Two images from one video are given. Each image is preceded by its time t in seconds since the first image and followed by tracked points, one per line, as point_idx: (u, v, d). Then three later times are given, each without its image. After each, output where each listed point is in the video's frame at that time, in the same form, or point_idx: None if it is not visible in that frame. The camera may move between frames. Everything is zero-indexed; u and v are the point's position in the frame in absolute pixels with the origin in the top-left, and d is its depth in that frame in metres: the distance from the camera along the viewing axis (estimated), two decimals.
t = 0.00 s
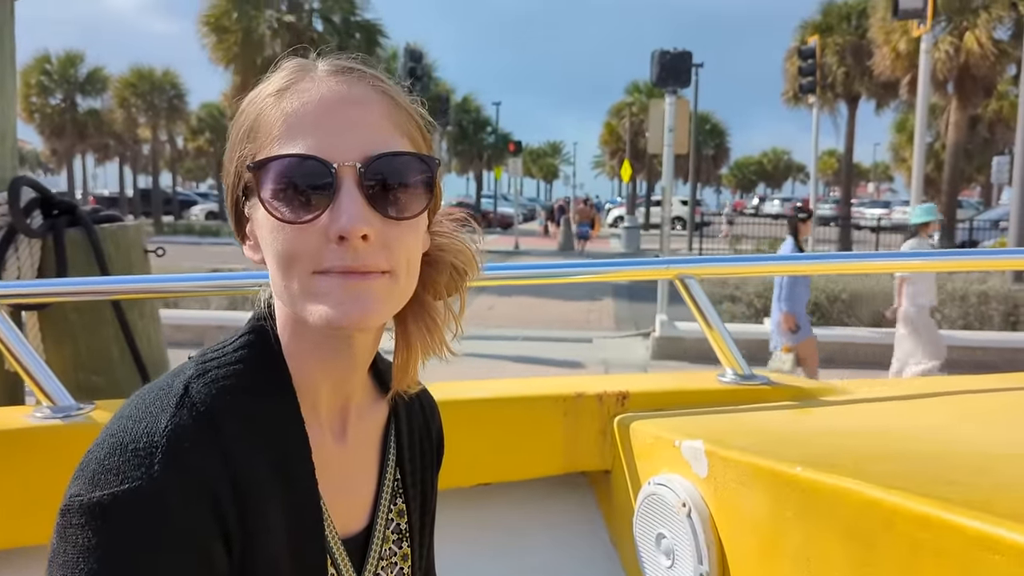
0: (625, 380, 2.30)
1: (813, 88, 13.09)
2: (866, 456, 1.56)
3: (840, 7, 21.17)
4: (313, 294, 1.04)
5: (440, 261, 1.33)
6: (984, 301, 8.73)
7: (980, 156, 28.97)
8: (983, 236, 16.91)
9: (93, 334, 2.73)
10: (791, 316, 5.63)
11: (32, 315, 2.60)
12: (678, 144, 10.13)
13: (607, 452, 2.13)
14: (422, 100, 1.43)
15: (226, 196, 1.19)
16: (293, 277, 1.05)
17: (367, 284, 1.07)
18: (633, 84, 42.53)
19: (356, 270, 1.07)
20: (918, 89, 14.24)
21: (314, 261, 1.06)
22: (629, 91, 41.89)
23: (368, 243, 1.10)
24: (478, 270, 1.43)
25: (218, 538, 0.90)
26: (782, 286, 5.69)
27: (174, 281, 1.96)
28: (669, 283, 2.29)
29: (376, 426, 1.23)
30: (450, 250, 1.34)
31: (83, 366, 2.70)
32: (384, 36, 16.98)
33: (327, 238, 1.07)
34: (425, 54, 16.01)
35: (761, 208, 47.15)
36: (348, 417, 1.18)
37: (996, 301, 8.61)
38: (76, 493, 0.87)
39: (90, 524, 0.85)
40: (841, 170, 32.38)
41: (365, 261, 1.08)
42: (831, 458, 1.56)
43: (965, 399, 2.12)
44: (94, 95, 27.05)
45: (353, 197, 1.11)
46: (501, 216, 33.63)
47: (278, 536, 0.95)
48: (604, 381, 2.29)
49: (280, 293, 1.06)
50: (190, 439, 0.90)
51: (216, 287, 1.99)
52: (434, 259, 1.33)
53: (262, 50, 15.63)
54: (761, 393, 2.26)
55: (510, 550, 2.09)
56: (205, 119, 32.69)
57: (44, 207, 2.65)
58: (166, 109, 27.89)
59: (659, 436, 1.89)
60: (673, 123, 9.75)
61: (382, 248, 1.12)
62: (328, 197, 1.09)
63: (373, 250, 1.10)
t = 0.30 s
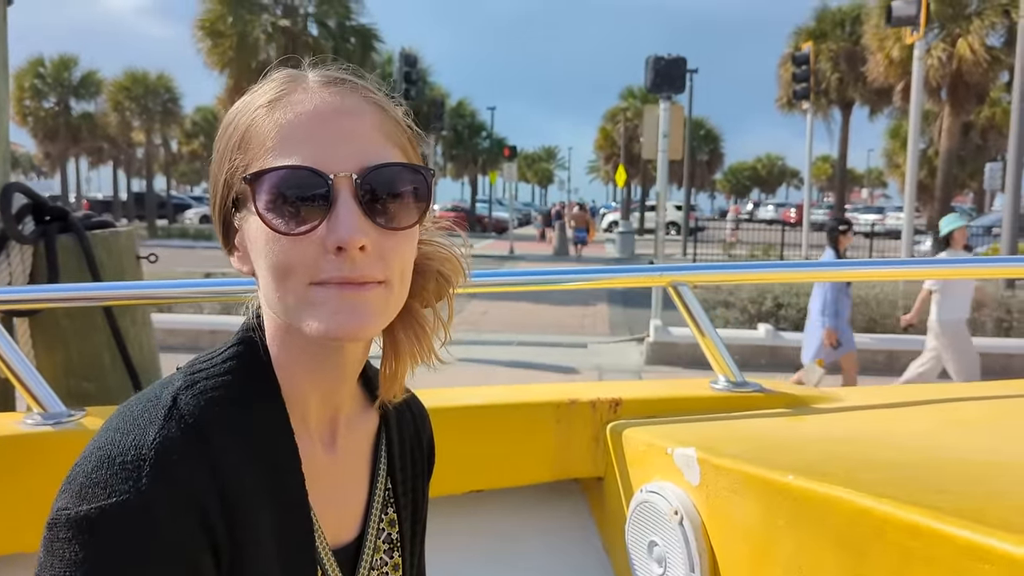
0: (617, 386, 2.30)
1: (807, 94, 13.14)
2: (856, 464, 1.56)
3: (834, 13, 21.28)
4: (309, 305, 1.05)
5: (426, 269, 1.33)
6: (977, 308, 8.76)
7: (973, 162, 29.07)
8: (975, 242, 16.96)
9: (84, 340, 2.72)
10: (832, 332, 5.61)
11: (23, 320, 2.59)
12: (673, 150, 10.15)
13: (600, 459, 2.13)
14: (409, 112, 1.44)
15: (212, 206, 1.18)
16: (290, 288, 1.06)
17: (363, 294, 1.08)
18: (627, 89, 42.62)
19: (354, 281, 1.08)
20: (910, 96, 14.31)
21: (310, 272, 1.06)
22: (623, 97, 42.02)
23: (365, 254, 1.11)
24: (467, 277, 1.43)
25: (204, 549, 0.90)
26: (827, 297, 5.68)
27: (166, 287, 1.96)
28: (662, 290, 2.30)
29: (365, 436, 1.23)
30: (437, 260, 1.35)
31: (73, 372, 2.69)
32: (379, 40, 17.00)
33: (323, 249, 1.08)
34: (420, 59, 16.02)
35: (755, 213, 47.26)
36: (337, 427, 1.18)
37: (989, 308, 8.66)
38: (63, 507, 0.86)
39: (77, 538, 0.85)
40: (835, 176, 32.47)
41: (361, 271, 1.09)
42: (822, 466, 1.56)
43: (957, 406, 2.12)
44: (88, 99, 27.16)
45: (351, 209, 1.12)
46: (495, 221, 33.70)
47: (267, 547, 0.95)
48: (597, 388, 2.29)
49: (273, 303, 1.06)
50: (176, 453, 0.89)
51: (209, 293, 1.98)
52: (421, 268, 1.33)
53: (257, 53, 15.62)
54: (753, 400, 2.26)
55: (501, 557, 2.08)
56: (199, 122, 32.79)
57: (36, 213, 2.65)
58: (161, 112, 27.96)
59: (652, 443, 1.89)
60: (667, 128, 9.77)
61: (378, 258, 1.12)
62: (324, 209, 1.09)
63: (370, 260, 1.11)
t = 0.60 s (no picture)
0: (605, 390, 2.30)
1: (796, 98, 13.19)
2: (841, 467, 1.57)
3: (823, 18, 21.42)
4: (300, 309, 1.05)
5: (407, 272, 1.33)
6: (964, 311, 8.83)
7: (961, 167, 29.24)
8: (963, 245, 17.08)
9: (70, 344, 2.71)
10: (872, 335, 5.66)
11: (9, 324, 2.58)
12: (663, 154, 10.18)
13: (588, 462, 2.13)
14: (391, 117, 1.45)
15: (194, 211, 1.17)
16: (278, 293, 1.06)
17: (355, 298, 1.10)
18: (617, 93, 42.76)
19: (345, 285, 1.09)
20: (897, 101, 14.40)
21: (302, 277, 1.07)
22: (613, 100, 42.13)
23: (357, 258, 1.12)
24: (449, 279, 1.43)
25: (187, 557, 0.89)
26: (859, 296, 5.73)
27: (153, 290, 1.95)
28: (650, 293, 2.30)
29: (351, 440, 1.23)
30: (420, 263, 1.35)
31: (60, 378, 2.68)
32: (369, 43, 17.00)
33: (313, 254, 1.08)
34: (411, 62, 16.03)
35: (746, 217, 47.36)
36: (322, 432, 1.18)
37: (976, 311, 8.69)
38: (44, 515, 0.86)
39: (57, 545, 0.84)
40: (824, 179, 32.64)
41: (353, 276, 1.10)
42: (807, 470, 1.57)
43: (941, 410, 2.13)
44: (76, 100, 27.12)
45: (341, 214, 1.13)
46: (486, 223, 33.70)
47: (249, 554, 0.95)
48: (584, 390, 2.29)
49: (260, 308, 1.06)
50: (159, 460, 0.89)
51: (197, 297, 1.98)
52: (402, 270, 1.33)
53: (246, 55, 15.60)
54: (740, 404, 2.26)
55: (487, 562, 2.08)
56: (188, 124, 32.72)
57: (22, 217, 2.64)
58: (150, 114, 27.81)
59: (639, 446, 1.89)
60: (657, 132, 9.80)
61: (369, 262, 1.13)
62: (313, 215, 1.10)
63: (360, 265, 1.12)
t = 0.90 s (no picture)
0: (589, 393, 2.31)
1: (782, 102, 13.27)
2: (820, 471, 1.58)
3: (808, 23, 21.57)
4: (285, 313, 1.06)
5: (387, 275, 1.33)
6: (949, 314, 8.89)
7: (945, 171, 29.49)
8: (946, 248, 17.21)
9: (52, 349, 2.69)
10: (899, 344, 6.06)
11: None
12: (649, 157, 10.22)
13: (570, 465, 2.13)
14: (371, 121, 1.45)
15: (173, 217, 1.16)
16: (262, 296, 1.06)
17: (339, 302, 1.10)
18: (604, 96, 42.88)
19: (330, 288, 1.09)
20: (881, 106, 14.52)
21: (286, 280, 1.07)
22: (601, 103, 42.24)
23: (343, 261, 1.12)
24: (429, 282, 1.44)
25: (165, 564, 0.89)
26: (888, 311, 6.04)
27: (135, 293, 1.94)
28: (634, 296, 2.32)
29: (329, 446, 1.23)
30: (400, 267, 1.35)
31: (42, 382, 2.67)
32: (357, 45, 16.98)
33: (297, 258, 1.08)
34: (398, 65, 16.03)
35: (732, 220, 47.58)
36: (301, 436, 1.18)
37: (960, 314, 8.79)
38: (17, 522, 0.86)
39: (29, 553, 0.84)
40: (809, 183, 32.81)
41: (338, 279, 1.11)
42: (786, 472, 1.58)
43: (921, 413, 2.15)
44: (61, 101, 27.00)
45: (326, 217, 1.13)
46: (474, 226, 33.72)
47: (225, 559, 0.94)
48: (568, 393, 2.30)
49: (243, 312, 1.06)
50: (136, 467, 0.89)
51: (179, 299, 1.97)
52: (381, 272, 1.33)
53: (233, 57, 15.54)
54: (723, 407, 2.27)
55: (470, 564, 2.07)
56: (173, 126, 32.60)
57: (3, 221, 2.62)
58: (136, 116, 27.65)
59: (622, 450, 1.90)
60: (644, 136, 9.84)
61: (354, 265, 1.14)
62: (296, 219, 1.10)
63: (346, 268, 1.12)
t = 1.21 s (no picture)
0: (565, 396, 2.31)
1: (761, 107, 13.36)
2: (793, 473, 1.59)
3: (787, 29, 21.74)
4: (259, 315, 1.05)
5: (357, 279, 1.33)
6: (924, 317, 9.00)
7: (921, 176, 29.83)
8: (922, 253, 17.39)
9: (25, 354, 2.66)
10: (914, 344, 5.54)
11: None
12: (630, 161, 10.25)
13: (547, 468, 2.13)
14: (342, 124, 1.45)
15: (142, 221, 1.15)
16: (236, 298, 1.05)
17: (314, 304, 1.09)
18: (585, 100, 42.99)
19: (305, 290, 1.09)
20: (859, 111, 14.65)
21: (261, 282, 1.06)
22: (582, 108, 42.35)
23: (318, 263, 1.12)
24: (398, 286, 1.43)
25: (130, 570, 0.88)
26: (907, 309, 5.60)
27: (108, 296, 1.92)
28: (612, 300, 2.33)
29: (299, 451, 1.22)
30: (370, 270, 1.35)
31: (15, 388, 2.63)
32: (337, 47, 16.92)
33: (271, 261, 1.08)
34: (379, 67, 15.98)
35: (712, 224, 47.85)
36: (270, 441, 1.18)
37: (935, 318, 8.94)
38: None
39: None
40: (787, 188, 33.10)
41: (313, 280, 1.10)
42: (760, 475, 1.59)
43: (893, 416, 2.17)
44: (37, 102, 26.66)
45: (302, 219, 1.13)
46: (455, 229, 33.65)
47: (192, 565, 0.94)
48: (545, 397, 2.29)
49: (217, 315, 1.05)
50: (100, 471, 0.88)
51: (152, 303, 1.95)
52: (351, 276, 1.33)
53: (212, 59, 15.43)
54: (698, 409, 2.27)
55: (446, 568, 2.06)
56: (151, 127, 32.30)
57: None
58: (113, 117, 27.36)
59: (598, 453, 1.90)
60: (624, 140, 9.87)
61: (328, 267, 1.13)
62: (270, 222, 1.09)
63: (321, 270, 1.12)
